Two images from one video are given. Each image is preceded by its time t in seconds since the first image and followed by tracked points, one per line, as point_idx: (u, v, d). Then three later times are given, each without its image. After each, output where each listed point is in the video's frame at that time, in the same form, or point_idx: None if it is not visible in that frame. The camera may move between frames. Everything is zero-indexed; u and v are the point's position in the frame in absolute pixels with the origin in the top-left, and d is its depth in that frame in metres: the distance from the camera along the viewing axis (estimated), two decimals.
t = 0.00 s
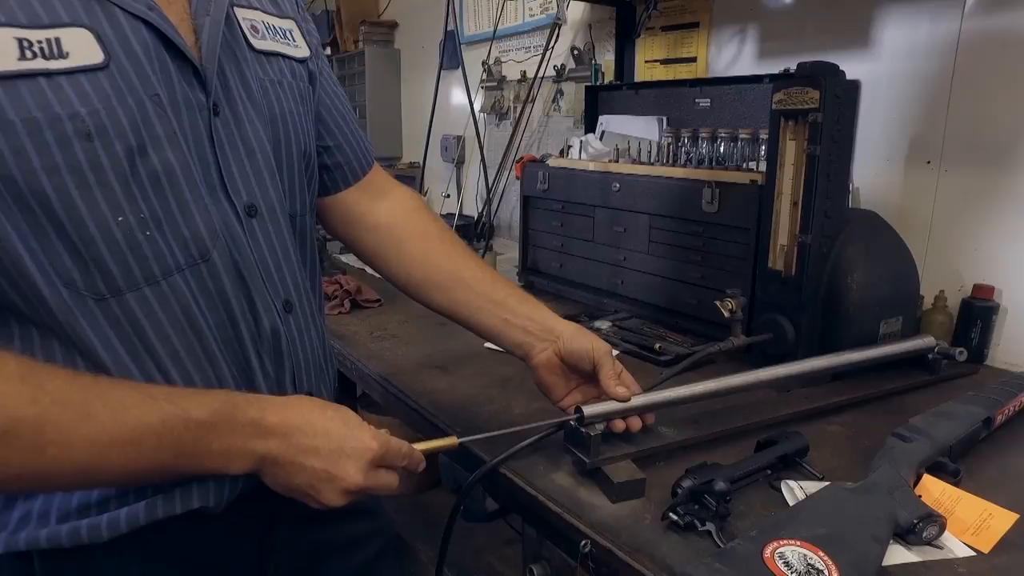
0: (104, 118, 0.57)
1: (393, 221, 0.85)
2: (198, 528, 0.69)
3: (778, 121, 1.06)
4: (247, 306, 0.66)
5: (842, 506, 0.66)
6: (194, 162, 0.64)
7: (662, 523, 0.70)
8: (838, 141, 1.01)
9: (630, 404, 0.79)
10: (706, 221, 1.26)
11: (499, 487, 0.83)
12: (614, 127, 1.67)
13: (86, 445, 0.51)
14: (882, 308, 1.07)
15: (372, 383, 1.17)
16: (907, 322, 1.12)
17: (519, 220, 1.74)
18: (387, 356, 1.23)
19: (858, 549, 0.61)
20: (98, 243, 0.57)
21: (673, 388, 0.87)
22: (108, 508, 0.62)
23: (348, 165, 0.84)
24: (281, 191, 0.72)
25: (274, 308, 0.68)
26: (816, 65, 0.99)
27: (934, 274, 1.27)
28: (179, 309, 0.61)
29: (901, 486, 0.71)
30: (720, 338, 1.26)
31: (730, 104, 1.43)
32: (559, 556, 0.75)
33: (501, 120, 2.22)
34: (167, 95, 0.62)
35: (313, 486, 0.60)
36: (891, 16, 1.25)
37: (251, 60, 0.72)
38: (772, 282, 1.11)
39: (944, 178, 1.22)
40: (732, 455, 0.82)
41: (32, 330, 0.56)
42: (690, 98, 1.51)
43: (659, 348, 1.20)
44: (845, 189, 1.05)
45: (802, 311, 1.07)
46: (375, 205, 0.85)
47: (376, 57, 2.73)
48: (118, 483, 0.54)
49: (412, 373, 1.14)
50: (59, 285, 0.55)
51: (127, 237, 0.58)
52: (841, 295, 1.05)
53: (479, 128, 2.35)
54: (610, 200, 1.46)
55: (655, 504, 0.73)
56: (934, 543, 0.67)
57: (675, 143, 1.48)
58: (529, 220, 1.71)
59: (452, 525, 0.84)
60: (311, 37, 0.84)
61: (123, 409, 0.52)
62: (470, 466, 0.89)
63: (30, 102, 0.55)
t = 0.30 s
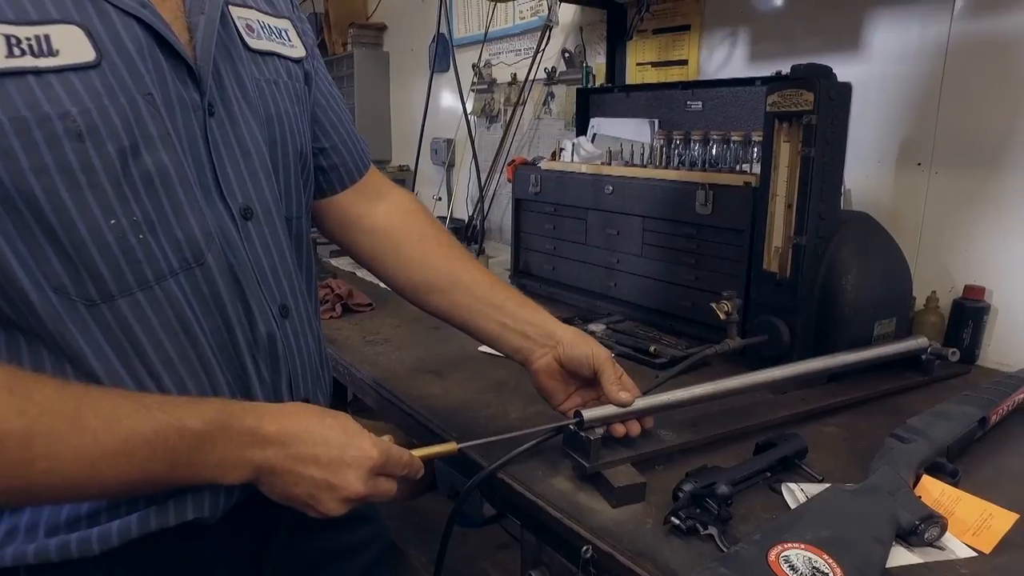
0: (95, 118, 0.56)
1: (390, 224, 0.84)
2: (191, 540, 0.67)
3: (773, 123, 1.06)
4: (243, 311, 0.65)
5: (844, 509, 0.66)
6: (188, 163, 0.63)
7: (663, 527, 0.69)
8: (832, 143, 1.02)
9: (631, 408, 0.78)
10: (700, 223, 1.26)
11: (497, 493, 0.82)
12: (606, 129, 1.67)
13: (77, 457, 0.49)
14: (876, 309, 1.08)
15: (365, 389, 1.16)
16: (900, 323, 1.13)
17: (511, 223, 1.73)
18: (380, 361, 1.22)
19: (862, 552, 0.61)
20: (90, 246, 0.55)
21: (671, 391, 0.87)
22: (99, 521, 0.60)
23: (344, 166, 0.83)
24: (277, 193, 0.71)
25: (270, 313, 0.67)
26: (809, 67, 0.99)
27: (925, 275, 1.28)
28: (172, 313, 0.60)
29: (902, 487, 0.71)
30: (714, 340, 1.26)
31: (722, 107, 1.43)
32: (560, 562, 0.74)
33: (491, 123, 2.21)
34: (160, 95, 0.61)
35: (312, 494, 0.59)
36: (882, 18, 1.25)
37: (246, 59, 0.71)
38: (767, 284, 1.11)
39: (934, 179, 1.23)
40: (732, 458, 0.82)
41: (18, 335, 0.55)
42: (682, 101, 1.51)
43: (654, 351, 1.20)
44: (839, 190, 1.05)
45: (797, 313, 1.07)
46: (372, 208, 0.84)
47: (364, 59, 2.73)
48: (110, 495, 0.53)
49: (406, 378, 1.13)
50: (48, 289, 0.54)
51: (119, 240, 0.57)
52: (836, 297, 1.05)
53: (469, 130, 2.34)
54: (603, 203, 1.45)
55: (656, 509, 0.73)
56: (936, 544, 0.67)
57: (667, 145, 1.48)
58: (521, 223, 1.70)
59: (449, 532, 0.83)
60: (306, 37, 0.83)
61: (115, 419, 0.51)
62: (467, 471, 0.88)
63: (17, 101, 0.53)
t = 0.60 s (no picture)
0: (72, 111, 0.55)
1: (375, 222, 0.83)
2: (172, 543, 0.66)
3: (757, 121, 1.07)
4: (226, 309, 0.64)
5: (831, 502, 0.66)
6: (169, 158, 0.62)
7: (652, 523, 0.69)
8: (816, 140, 1.02)
9: (619, 404, 0.78)
10: (685, 222, 1.26)
11: (485, 492, 0.82)
12: (590, 129, 1.67)
13: (53, 459, 0.48)
14: (859, 305, 1.09)
15: (351, 390, 1.15)
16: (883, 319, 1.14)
17: (496, 223, 1.73)
18: (366, 361, 1.21)
19: (849, 544, 0.61)
20: (67, 242, 0.54)
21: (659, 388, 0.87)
22: (76, 527, 0.59)
23: (328, 164, 0.82)
24: (261, 189, 0.70)
25: (254, 311, 0.66)
26: (792, 65, 1.00)
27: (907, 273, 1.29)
28: (153, 312, 0.58)
29: (888, 480, 0.71)
30: (700, 338, 1.26)
31: (705, 106, 1.44)
32: (548, 560, 0.74)
33: (476, 124, 2.21)
34: (139, 88, 0.60)
35: (297, 495, 0.58)
36: (862, 18, 1.27)
37: (227, 53, 0.70)
38: (752, 281, 1.11)
39: (915, 177, 1.25)
40: (720, 454, 0.82)
41: None
42: (666, 100, 1.52)
43: (640, 348, 1.20)
44: (822, 187, 1.06)
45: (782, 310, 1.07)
46: (356, 206, 0.83)
47: (348, 60, 2.71)
48: (89, 498, 0.51)
49: (391, 379, 1.13)
50: (22, 287, 0.52)
51: (97, 236, 0.55)
52: (820, 293, 1.06)
53: (453, 131, 2.34)
54: (588, 202, 1.45)
55: (644, 505, 0.72)
56: (922, 535, 0.67)
57: (651, 144, 1.49)
58: (506, 223, 1.70)
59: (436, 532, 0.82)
60: (289, 33, 0.82)
61: (92, 420, 0.50)
62: (454, 471, 0.87)
63: None
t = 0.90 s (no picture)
0: (28, 109, 0.53)
1: (350, 224, 0.81)
2: (139, 559, 0.63)
3: (736, 121, 1.07)
4: (195, 315, 0.62)
5: (813, 504, 0.66)
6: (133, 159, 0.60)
7: (634, 528, 0.68)
8: (795, 141, 1.02)
9: (600, 406, 0.77)
10: (665, 223, 1.25)
11: (466, 499, 0.80)
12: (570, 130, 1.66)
13: (8, 475, 0.46)
14: (839, 305, 1.09)
15: (328, 395, 1.13)
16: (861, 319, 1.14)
17: (476, 225, 1.71)
18: (344, 366, 1.20)
19: (832, 547, 0.60)
20: (22, 246, 0.52)
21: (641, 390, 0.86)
22: (35, 545, 0.57)
23: (302, 165, 0.80)
24: (231, 191, 0.68)
25: (224, 318, 0.64)
26: (770, 65, 1.00)
27: (885, 273, 1.30)
28: (118, 319, 0.56)
29: (870, 480, 0.71)
30: (682, 340, 1.26)
31: (685, 107, 1.44)
32: (529, 568, 0.73)
33: (455, 125, 2.20)
34: (100, 86, 0.58)
35: (269, 507, 0.56)
36: (839, 19, 1.27)
37: (195, 51, 0.68)
38: (732, 282, 1.11)
39: (892, 178, 1.25)
40: (703, 456, 0.81)
41: None
42: (645, 101, 1.52)
43: (621, 350, 1.19)
44: (801, 188, 1.06)
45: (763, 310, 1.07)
46: (331, 208, 0.82)
47: (325, 61, 2.68)
48: (47, 516, 0.49)
49: (369, 384, 1.11)
50: None
51: (56, 240, 0.53)
52: (800, 294, 1.06)
53: (432, 133, 2.32)
54: (568, 204, 1.44)
55: (627, 509, 0.71)
56: (904, 535, 0.67)
57: (630, 145, 1.48)
58: (486, 225, 1.68)
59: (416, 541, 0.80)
60: (261, 32, 0.80)
61: (51, 434, 0.48)
62: (434, 477, 0.86)
63: None
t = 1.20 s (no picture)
0: None
1: (322, 233, 0.78)
2: None
3: (717, 125, 1.05)
4: (152, 331, 0.59)
5: (799, 517, 0.64)
6: (83, 166, 0.56)
7: (618, 545, 0.66)
8: (777, 145, 1.01)
9: (582, 418, 0.75)
10: (646, 227, 1.24)
11: (445, 516, 0.78)
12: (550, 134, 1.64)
13: None
14: (822, 310, 1.08)
15: (303, 407, 1.10)
16: (844, 324, 1.13)
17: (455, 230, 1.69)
18: (320, 376, 1.16)
19: (820, 563, 0.59)
20: None
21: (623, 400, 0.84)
22: None
23: (270, 171, 0.77)
24: (193, 200, 0.65)
25: (184, 334, 0.61)
26: (752, 69, 0.99)
27: (866, 277, 1.29)
28: (65, 338, 0.53)
29: (857, 491, 0.69)
30: (664, 346, 1.24)
31: (666, 110, 1.43)
32: None
33: (435, 129, 2.17)
34: (46, 90, 0.54)
35: (233, 535, 0.53)
36: (818, 23, 1.27)
37: (152, 53, 0.65)
38: (715, 287, 1.10)
39: (873, 182, 1.25)
40: (686, 468, 0.80)
41: None
42: (626, 105, 1.50)
43: (603, 357, 1.17)
44: (783, 192, 1.05)
45: (746, 316, 1.06)
46: (302, 215, 0.79)
47: (303, 64, 2.65)
48: None
49: (346, 395, 1.08)
50: None
51: None
52: (783, 299, 1.05)
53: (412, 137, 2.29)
54: (548, 208, 1.42)
55: (610, 525, 0.69)
56: (893, 548, 0.65)
57: (611, 148, 1.47)
58: (465, 230, 1.66)
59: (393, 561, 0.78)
60: (226, 33, 0.77)
61: None
62: (412, 493, 0.83)
63: None
